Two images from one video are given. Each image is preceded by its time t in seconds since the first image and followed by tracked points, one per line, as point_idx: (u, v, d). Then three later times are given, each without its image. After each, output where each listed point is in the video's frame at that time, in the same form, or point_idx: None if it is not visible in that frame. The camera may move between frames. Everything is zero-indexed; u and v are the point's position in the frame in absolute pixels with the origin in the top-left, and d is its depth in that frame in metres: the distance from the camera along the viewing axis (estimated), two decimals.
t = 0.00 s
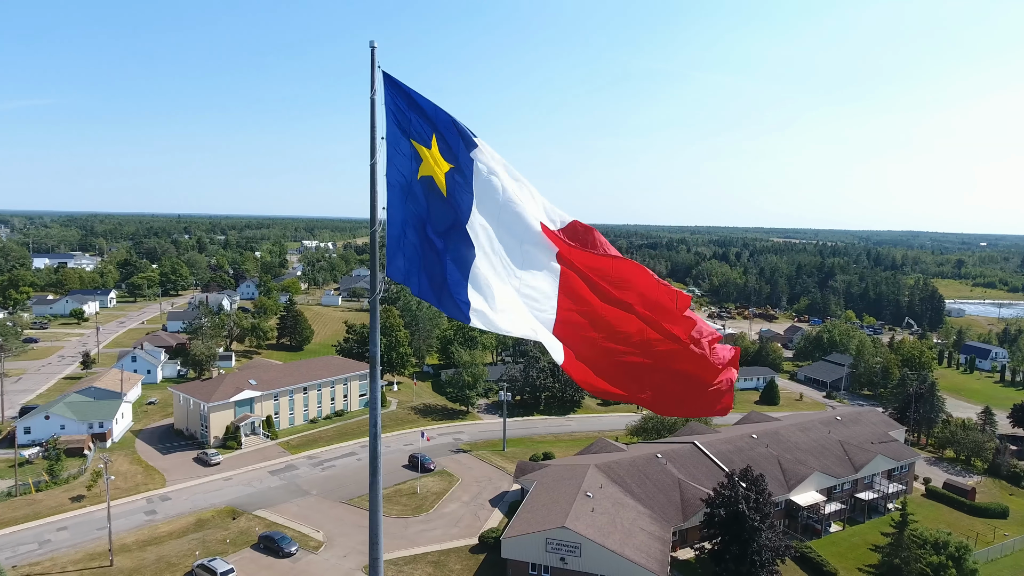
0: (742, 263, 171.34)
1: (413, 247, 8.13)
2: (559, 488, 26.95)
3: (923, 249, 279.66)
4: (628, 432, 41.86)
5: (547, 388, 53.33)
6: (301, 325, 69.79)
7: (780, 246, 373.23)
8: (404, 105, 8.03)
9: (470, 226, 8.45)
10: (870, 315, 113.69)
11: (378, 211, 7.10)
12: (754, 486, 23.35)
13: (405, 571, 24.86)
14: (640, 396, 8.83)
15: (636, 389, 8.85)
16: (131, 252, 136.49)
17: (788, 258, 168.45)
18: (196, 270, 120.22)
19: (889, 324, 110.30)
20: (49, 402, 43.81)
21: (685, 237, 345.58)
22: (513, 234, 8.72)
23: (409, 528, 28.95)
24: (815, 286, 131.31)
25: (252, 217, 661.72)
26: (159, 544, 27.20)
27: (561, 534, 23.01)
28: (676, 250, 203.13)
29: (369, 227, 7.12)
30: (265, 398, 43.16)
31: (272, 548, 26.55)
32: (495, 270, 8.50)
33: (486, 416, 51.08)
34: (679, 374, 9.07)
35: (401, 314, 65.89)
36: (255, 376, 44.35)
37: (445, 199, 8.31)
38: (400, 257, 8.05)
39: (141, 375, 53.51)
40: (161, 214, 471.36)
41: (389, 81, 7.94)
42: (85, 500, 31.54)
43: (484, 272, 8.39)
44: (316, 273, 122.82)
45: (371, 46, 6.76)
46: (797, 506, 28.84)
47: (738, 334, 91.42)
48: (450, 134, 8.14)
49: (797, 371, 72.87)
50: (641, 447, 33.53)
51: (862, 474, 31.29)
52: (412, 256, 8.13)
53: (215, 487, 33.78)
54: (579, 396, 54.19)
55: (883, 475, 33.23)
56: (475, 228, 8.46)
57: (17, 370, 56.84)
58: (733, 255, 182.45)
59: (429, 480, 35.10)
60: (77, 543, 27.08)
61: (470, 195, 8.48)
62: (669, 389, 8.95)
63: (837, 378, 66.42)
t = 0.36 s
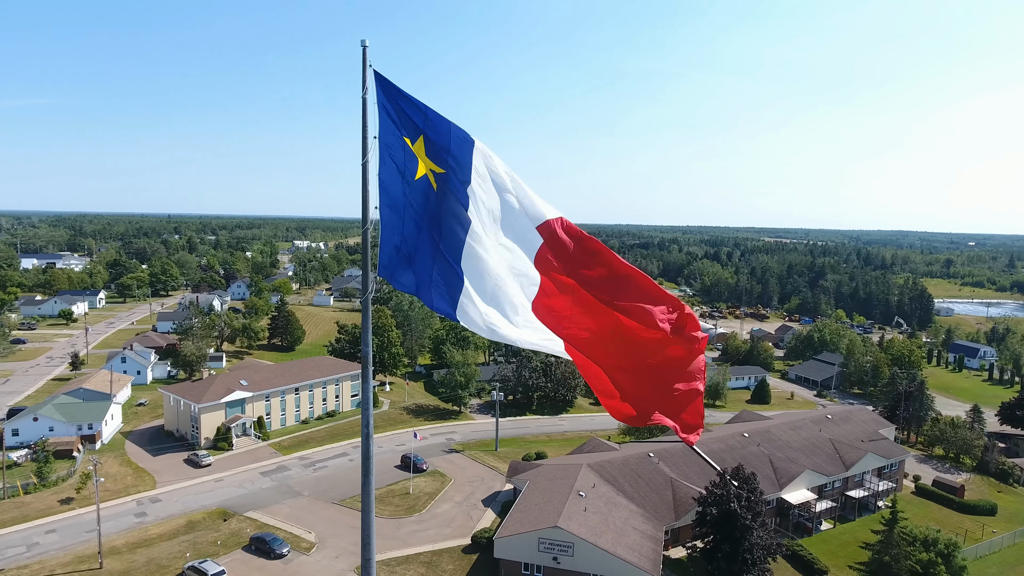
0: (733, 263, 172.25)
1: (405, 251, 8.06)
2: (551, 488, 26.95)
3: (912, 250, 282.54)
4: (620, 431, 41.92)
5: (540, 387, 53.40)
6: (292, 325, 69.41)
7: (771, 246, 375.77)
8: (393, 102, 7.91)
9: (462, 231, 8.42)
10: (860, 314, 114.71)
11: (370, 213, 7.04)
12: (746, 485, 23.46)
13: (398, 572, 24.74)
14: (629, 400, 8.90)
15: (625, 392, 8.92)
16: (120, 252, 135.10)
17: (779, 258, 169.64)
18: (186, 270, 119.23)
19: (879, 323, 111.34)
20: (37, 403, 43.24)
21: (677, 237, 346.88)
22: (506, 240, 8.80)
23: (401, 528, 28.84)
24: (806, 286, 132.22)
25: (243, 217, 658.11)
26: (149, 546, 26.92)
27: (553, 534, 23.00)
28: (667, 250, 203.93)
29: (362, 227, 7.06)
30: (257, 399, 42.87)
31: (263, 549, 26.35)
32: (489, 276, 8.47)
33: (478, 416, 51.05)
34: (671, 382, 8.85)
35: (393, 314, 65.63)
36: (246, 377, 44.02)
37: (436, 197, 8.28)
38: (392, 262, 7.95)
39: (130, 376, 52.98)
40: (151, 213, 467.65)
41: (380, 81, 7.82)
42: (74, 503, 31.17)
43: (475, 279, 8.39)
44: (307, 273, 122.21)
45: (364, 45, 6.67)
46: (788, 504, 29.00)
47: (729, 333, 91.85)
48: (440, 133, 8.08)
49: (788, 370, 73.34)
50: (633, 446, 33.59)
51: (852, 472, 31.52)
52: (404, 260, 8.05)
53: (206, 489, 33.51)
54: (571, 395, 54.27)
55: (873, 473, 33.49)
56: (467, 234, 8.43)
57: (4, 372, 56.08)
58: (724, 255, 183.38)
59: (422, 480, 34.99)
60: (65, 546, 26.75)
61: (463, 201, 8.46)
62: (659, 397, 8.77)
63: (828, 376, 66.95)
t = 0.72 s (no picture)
0: (717, 263, 173.76)
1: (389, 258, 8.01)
2: (538, 488, 26.92)
3: (891, 250, 287.34)
4: (606, 431, 42.02)
5: (526, 387, 53.42)
6: (276, 326, 68.62)
7: (754, 245, 379.78)
8: (378, 101, 7.82)
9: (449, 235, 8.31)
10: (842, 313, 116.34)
11: (355, 212, 6.94)
12: (730, 482, 23.59)
13: (384, 573, 24.56)
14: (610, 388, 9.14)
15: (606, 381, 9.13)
16: (99, 252, 132.51)
17: (762, 258, 171.46)
18: (167, 271, 117.31)
19: (861, 322, 112.98)
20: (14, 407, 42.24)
21: (662, 236, 348.87)
22: (496, 242, 8.64)
23: (387, 530, 28.64)
24: (789, 285, 133.74)
25: (227, 216, 650.23)
26: (130, 551, 26.40)
27: (540, 533, 22.97)
28: (653, 249, 205.05)
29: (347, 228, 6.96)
30: (240, 400, 42.32)
31: (247, 552, 25.98)
32: (472, 278, 8.37)
33: (464, 416, 50.91)
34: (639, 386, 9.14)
35: (379, 315, 65.19)
36: (230, 378, 43.46)
37: (423, 197, 8.18)
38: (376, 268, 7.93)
39: (111, 378, 52.00)
40: (131, 212, 459.95)
41: (365, 79, 7.72)
42: (52, 507, 30.49)
43: (461, 282, 8.31)
44: (291, 273, 120.94)
45: (348, 43, 6.57)
46: (772, 501, 29.23)
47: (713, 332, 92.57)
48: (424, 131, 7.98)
49: (772, 369, 74.08)
50: (618, 445, 33.68)
51: (834, 469, 31.90)
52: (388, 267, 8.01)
53: (188, 492, 32.98)
54: (557, 395, 54.35)
55: (855, 470, 33.92)
56: (454, 237, 8.31)
57: None
58: (708, 255, 184.90)
59: (408, 481, 34.78)
60: (43, 552, 26.14)
61: (449, 201, 8.33)
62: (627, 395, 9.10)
63: (811, 374, 67.81)
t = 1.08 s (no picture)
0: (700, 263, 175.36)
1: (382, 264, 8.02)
2: (522, 487, 26.89)
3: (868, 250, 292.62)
4: (590, 430, 42.17)
5: (510, 387, 53.41)
6: (258, 327, 67.71)
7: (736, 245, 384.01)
8: (362, 98, 7.68)
9: (437, 237, 8.21)
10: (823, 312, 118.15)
11: (338, 212, 6.84)
12: (713, 481, 23.75)
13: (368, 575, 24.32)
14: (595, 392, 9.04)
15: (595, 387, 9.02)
16: (75, 252, 129.59)
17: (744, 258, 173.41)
18: (146, 271, 115.15)
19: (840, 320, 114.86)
20: None
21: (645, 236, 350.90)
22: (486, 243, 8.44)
23: (372, 531, 28.37)
24: (770, 284, 135.43)
25: (207, 215, 640.51)
26: (109, 555, 25.81)
27: (524, 533, 22.93)
28: (636, 249, 206.26)
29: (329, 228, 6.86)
30: (221, 402, 41.66)
31: (229, 555, 25.56)
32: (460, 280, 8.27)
33: (448, 416, 50.71)
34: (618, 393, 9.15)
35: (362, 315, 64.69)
36: (210, 380, 42.77)
37: (409, 195, 8.04)
38: (367, 274, 7.98)
39: (88, 381, 50.87)
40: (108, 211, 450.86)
41: (347, 77, 7.60)
42: (27, 512, 29.70)
43: (448, 284, 8.20)
44: (273, 274, 119.37)
45: (331, 42, 6.46)
46: (754, 498, 29.56)
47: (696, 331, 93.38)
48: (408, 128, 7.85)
49: (753, 367, 74.91)
50: (603, 444, 33.77)
51: (815, 466, 32.36)
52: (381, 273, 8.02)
53: (168, 495, 32.36)
54: (541, 394, 54.40)
55: (835, 467, 34.45)
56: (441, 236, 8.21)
57: None
58: (691, 254, 186.48)
59: (392, 482, 34.50)
60: (18, 558, 25.43)
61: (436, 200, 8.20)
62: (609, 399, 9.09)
63: (792, 373, 68.77)
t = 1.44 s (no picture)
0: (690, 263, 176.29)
1: (382, 270, 7.99)
2: (513, 487, 26.88)
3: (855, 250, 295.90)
4: (581, 429, 42.23)
5: (500, 387, 53.39)
6: (247, 328, 67.14)
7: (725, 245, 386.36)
8: (351, 98, 7.61)
9: (432, 240, 8.14)
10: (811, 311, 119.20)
11: (327, 211, 6.77)
12: (704, 480, 23.89)
13: None
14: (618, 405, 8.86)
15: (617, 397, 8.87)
16: (61, 253, 127.82)
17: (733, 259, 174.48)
18: (133, 272, 113.88)
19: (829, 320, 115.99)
20: None
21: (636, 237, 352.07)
22: (485, 249, 8.37)
23: (363, 532, 28.21)
24: (760, 284, 136.38)
25: (194, 215, 634.44)
26: (96, 559, 25.46)
27: (516, 533, 22.91)
28: (627, 250, 206.88)
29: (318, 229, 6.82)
30: (210, 403, 41.25)
31: (218, 557, 25.31)
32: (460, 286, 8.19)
33: (439, 416, 50.60)
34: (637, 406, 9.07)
35: (352, 316, 64.33)
36: (199, 381, 42.34)
37: (400, 197, 7.98)
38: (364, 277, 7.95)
39: (74, 382, 50.20)
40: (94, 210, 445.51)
41: (338, 78, 7.53)
42: (13, 516, 29.22)
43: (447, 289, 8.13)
44: (262, 274, 118.35)
45: (319, 40, 6.40)
46: (744, 497, 29.76)
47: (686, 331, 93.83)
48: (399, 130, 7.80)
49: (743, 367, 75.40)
50: (594, 444, 33.83)
51: (804, 464, 32.61)
52: (381, 279, 7.99)
53: (157, 497, 32.00)
54: (532, 394, 54.40)
55: (824, 465, 34.75)
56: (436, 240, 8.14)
57: None
58: (681, 254, 187.27)
59: (383, 483, 34.34)
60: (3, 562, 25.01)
61: (430, 203, 8.13)
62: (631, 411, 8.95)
63: (781, 372, 69.34)
